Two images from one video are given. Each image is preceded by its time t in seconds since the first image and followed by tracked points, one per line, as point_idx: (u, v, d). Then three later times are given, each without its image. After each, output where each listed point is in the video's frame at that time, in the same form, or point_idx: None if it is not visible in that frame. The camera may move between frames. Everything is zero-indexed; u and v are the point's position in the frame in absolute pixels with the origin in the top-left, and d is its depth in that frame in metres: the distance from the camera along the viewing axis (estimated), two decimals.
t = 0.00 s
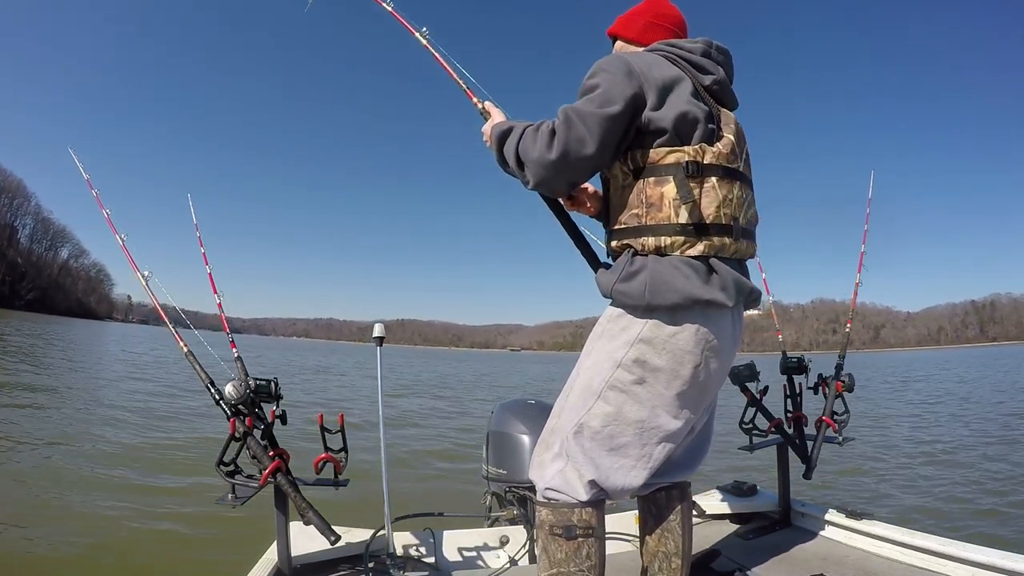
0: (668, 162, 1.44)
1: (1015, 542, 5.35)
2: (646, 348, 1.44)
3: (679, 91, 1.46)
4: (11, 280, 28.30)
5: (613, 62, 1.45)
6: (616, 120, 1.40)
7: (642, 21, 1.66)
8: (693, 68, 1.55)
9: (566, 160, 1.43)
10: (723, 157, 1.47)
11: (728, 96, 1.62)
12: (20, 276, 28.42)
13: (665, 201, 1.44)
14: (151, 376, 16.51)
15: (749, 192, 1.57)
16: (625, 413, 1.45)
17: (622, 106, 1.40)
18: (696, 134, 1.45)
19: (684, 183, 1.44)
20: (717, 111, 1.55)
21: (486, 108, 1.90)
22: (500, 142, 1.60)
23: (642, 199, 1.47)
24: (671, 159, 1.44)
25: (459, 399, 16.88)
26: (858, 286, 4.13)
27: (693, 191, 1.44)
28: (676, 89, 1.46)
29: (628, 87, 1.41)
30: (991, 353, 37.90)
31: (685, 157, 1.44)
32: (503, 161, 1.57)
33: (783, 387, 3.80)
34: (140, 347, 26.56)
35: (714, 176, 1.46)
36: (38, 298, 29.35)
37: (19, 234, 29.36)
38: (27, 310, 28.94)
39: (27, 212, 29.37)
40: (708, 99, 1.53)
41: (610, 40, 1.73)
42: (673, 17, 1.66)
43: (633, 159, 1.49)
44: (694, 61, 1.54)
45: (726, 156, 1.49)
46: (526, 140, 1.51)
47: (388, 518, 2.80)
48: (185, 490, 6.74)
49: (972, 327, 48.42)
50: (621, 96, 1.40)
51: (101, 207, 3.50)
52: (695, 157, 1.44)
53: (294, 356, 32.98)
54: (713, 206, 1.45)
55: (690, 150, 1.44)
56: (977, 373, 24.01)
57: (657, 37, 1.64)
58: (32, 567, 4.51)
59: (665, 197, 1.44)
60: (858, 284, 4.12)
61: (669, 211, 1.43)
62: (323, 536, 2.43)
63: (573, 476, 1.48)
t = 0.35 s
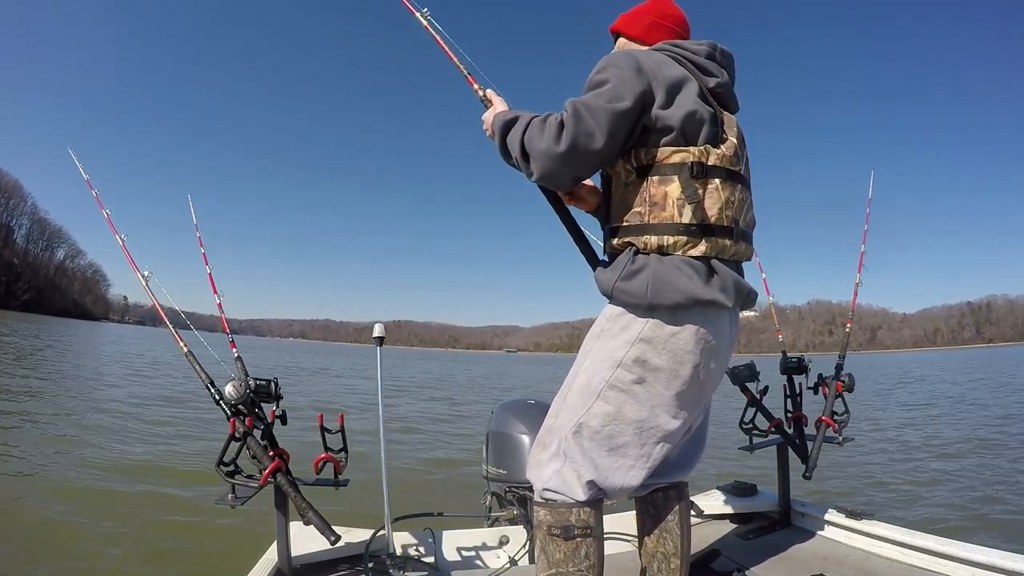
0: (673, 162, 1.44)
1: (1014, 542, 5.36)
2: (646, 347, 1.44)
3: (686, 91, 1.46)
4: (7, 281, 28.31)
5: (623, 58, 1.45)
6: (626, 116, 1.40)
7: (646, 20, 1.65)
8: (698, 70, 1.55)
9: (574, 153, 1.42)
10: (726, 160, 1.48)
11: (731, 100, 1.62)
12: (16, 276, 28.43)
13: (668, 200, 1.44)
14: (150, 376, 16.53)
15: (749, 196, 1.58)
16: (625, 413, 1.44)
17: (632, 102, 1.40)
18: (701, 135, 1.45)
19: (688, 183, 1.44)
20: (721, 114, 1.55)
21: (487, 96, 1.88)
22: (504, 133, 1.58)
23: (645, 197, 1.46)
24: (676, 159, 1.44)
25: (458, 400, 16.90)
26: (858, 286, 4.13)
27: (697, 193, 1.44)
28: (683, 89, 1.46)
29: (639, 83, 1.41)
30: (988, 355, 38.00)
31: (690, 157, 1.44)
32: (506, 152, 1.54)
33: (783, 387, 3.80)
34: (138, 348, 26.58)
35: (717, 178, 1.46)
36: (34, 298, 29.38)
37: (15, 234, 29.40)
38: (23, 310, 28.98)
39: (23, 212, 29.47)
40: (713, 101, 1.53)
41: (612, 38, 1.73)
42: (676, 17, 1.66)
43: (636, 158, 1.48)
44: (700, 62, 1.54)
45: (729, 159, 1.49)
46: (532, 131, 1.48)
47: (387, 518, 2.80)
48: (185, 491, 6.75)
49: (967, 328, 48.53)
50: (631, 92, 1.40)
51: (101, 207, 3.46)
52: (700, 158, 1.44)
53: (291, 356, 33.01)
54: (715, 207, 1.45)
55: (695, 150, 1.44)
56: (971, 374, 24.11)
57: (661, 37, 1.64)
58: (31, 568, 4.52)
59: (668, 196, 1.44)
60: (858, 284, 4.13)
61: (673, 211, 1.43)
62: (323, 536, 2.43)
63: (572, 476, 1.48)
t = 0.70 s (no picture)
0: (678, 163, 1.44)
1: (1014, 542, 5.36)
2: (649, 348, 1.44)
3: (691, 94, 1.46)
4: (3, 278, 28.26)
5: (628, 59, 1.46)
6: (631, 116, 1.40)
7: (649, 18, 1.65)
8: (703, 71, 1.55)
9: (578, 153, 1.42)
10: (730, 162, 1.48)
11: (734, 102, 1.62)
12: (12, 274, 28.36)
13: (672, 202, 1.43)
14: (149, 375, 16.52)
15: (750, 199, 1.58)
16: (626, 413, 1.44)
17: (637, 102, 1.40)
18: (706, 137, 1.45)
19: (693, 185, 1.43)
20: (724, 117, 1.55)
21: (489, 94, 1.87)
22: (505, 132, 1.58)
23: (648, 198, 1.46)
24: (681, 160, 1.44)
25: (457, 399, 16.91)
26: (858, 287, 4.13)
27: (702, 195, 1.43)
28: (687, 92, 1.46)
29: (644, 84, 1.42)
30: (985, 356, 38.06)
31: (694, 159, 1.44)
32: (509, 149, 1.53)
33: (783, 387, 3.80)
34: (134, 346, 26.55)
35: (721, 180, 1.46)
36: (31, 296, 29.33)
37: (12, 232, 29.38)
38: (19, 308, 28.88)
39: (20, 209, 29.47)
40: (717, 104, 1.53)
41: (617, 37, 1.73)
42: (679, 16, 1.66)
43: (640, 159, 1.48)
44: (703, 64, 1.54)
45: (732, 162, 1.49)
46: (533, 130, 1.48)
47: (387, 518, 2.80)
48: (185, 489, 6.76)
49: (964, 330, 48.62)
50: (639, 93, 1.40)
51: (102, 206, 3.44)
52: (704, 160, 1.44)
53: (289, 356, 33.04)
54: (719, 210, 1.45)
55: (700, 152, 1.44)
56: (967, 376, 24.16)
57: (664, 36, 1.64)
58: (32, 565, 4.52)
59: (673, 198, 1.43)
60: (859, 284, 4.12)
61: (678, 213, 1.43)
62: (323, 536, 2.43)
63: (573, 477, 1.48)
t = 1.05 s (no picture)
0: (672, 163, 1.44)
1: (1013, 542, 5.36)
2: (646, 348, 1.44)
3: (680, 98, 1.46)
4: None
5: (614, 68, 1.45)
6: (611, 128, 1.41)
7: (635, 20, 1.66)
8: (697, 70, 1.54)
9: (560, 167, 1.45)
10: (725, 161, 1.47)
11: (730, 99, 1.62)
12: (9, 271, 28.28)
13: (667, 201, 1.43)
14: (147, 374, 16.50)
15: (748, 197, 1.57)
16: (624, 413, 1.44)
17: (617, 115, 1.40)
18: (699, 137, 1.45)
19: (687, 184, 1.43)
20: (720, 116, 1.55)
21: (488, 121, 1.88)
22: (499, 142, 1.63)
23: (643, 198, 1.46)
24: (674, 160, 1.44)
25: (455, 399, 16.90)
26: (858, 287, 4.12)
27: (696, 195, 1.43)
28: (677, 96, 1.46)
29: (626, 95, 1.41)
30: (982, 355, 38.15)
31: (688, 159, 1.44)
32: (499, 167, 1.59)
33: (783, 386, 3.80)
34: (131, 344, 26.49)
35: (716, 179, 1.46)
36: (28, 293, 29.26)
37: (9, 229, 29.35)
38: (16, 305, 28.75)
39: (17, 207, 29.38)
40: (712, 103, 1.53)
41: (607, 45, 1.73)
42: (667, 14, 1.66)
43: (634, 160, 1.48)
44: (697, 63, 1.54)
45: (728, 160, 1.49)
46: (520, 145, 1.53)
47: (387, 518, 2.80)
48: (186, 488, 6.77)
49: (960, 329, 48.75)
50: (620, 104, 1.41)
51: (102, 206, 3.42)
52: (699, 159, 1.44)
53: (286, 354, 33.02)
54: (714, 209, 1.45)
55: (694, 152, 1.44)
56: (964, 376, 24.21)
57: (652, 37, 1.64)
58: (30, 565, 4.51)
59: (667, 198, 1.43)
60: (858, 284, 4.12)
61: (673, 212, 1.43)
62: (323, 536, 2.42)
63: (572, 478, 1.48)
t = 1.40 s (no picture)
0: (647, 164, 1.45)
1: (1011, 542, 5.36)
2: (637, 347, 1.44)
3: (645, 101, 1.46)
4: None
5: (580, 89, 1.51)
6: (575, 148, 1.48)
7: (618, 31, 1.69)
8: (669, 68, 1.54)
9: (539, 190, 1.58)
10: (703, 152, 1.46)
11: (711, 92, 1.62)
12: (6, 272, 28.26)
13: (644, 202, 1.45)
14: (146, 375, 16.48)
15: (738, 184, 1.54)
16: (618, 413, 1.44)
17: (579, 134, 1.47)
18: (671, 134, 1.45)
19: (663, 182, 1.44)
20: (698, 109, 1.54)
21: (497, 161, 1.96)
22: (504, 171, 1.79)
23: (623, 201, 1.48)
24: (649, 160, 1.44)
25: (455, 399, 16.90)
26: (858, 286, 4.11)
27: (672, 190, 1.43)
28: (642, 100, 1.47)
29: (587, 114, 1.47)
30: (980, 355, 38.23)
31: (662, 156, 1.44)
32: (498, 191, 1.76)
33: (783, 386, 3.80)
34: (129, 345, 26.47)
35: (694, 172, 1.45)
36: (25, 295, 29.21)
37: (5, 231, 29.32)
38: (14, 306, 28.70)
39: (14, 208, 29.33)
40: (686, 99, 1.53)
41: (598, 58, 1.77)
42: (650, 19, 1.66)
43: (614, 165, 1.51)
44: (669, 60, 1.54)
45: (707, 151, 1.48)
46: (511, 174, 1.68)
47: (387, 518, 2.80)
48: (185, 488, 6.77)
49: (958, 329, 48.79)
50: (580, 123, 1.47)
51: (101, 203, 3.28)
52: (672, 155, 1.43)
53: (285, 355, 33.01)
54: (693, 202, 1.44)
55: (667, 148, 1.44)
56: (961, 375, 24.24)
57: (634, 43, 1.66)
58: (31, 566, 4.50)
59: (645, 198, 1.45)
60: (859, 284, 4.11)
61: (651, 211, 1.44)
62: (323, 536, 2.42)
63: (571, 476, 1.48)
